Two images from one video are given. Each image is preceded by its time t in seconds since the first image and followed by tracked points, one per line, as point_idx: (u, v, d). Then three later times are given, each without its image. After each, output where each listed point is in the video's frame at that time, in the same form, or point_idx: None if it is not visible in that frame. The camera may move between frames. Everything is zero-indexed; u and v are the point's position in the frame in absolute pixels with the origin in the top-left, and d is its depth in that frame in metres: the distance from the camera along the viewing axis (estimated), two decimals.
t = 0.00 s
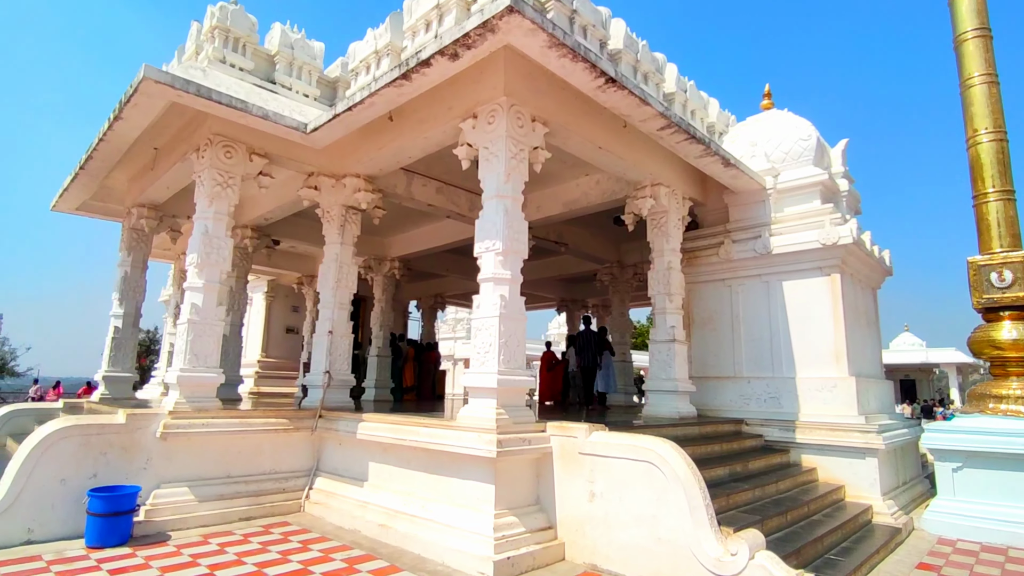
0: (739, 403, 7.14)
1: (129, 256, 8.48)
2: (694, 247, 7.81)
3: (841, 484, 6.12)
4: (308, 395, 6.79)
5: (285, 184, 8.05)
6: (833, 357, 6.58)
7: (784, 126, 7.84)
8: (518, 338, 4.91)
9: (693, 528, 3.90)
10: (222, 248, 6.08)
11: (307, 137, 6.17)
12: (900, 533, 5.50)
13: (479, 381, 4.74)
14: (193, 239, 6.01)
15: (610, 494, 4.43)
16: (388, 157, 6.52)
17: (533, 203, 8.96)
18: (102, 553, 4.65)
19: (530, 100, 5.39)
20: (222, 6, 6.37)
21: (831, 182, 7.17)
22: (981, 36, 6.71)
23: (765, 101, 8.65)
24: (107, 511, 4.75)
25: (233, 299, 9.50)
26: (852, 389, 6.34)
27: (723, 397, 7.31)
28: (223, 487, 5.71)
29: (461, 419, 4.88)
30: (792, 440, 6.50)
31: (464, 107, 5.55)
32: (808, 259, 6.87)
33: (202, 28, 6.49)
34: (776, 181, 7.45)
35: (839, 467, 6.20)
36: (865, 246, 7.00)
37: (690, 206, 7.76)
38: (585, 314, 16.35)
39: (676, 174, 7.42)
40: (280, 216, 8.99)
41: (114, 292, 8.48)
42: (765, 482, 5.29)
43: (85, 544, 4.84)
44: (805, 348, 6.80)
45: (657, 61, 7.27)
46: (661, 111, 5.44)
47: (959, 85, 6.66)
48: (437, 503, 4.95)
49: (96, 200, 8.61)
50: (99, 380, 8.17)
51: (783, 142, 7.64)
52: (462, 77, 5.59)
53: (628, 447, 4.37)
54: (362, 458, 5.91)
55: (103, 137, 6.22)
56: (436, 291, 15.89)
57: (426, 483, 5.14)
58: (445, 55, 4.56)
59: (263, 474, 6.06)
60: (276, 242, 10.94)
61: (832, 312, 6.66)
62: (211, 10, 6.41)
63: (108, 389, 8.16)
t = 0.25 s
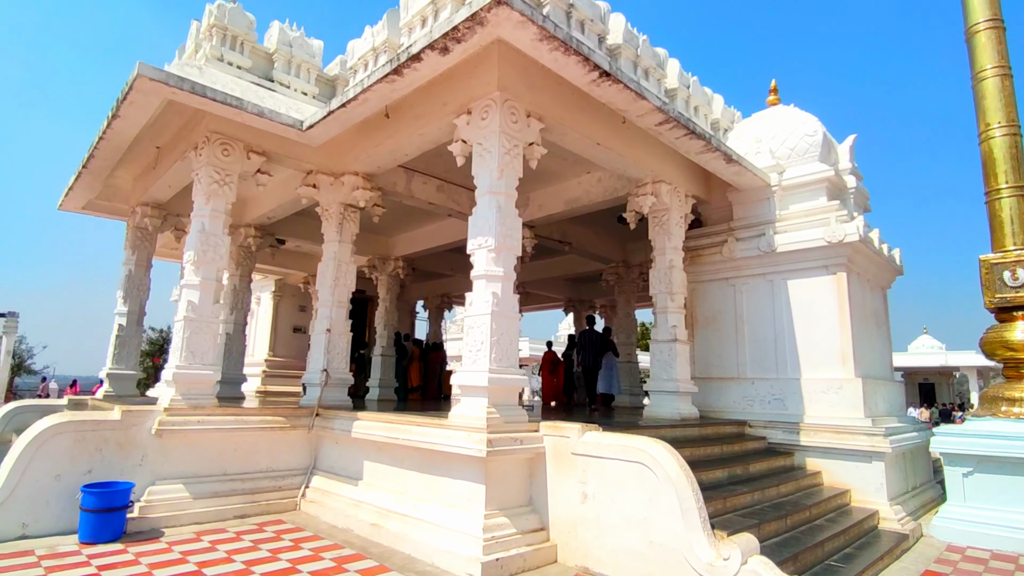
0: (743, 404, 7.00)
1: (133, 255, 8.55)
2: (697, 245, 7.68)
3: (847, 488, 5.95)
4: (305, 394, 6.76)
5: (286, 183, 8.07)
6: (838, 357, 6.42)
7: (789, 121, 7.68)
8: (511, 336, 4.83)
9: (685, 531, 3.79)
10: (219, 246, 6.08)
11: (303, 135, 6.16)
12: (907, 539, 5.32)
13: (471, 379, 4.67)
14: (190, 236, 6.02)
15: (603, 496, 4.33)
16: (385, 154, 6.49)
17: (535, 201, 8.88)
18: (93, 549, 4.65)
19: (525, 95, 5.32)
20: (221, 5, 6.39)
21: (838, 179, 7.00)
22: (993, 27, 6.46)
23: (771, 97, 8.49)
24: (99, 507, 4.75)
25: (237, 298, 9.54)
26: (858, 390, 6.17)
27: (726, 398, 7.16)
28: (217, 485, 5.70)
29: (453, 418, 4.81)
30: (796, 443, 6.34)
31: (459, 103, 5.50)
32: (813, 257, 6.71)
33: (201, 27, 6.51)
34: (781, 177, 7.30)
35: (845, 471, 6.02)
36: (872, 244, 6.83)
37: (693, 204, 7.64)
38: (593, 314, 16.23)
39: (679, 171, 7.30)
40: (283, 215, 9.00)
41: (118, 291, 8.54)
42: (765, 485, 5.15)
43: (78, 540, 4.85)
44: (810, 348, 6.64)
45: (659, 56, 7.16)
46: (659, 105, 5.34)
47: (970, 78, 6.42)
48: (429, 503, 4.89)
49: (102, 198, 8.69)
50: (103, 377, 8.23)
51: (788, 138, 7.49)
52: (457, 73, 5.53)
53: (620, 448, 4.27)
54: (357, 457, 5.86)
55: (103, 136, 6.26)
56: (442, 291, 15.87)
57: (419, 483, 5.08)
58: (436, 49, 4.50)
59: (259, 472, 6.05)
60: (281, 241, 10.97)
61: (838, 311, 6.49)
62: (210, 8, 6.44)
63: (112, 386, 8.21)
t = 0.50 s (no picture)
0: (745, 408, 6.84)
1: (137, 256, 8.62)
2: (699, 246, 7.53)
3: (850, 496, 5.77)
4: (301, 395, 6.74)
5: (285, 184, 8.07)
6: (843, 360, 6.24)
7: (794, 119, 7.51)
8: (500, 338, 4.75)
9: (673, 540, 3.68)
10: (213, 247, 6.08)
11: (297, 135, 6.14)
12: (912, 550, 5.14)
13: (458, 382, 4.60)
14: (185, 237, 6.03)
15: (591, 502, 4.23)
16: (380, 155, 6.45)
17: (536, 201, 8.79)
18: (81, 550, 4.66)
19: (516, 94, 5.24)
20: (216, 6, 6.40)
21: (843, 177, 6.82)
22: (1005, 20, 6.25)
23: (776, 94, 8.32)
24: (88, 508, 4.76)
25: (240, 299, 9.58)
26: (863, 395, 6.00)
27: (728, 402, 7.01)
28: (210, 486, 5.69)
29: (441, 421, 4.74)
30: (798, 448, 6.17)
31: (451, 102, 5.44)
32: (817, 258, 6.54)
33: (198, 29, 6.53)
34: (785, 176, 7.14)
35: (848, 478, 5.84)
36: (879, 244, 6.64)
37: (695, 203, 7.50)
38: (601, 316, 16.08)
39: (679, 170, 7.17)
40: (284, 216, 9.01)
41: (122, 292, 8.62)
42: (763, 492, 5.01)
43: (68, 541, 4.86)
44: (814, 351, 6.46)
45: (658, 53, 7.05)
46: (653, 103, 5.22)
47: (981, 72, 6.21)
48: (417, 507, 4.82)
49: (107, 200, 8.79)
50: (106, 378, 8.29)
51: (793, 136, 7.32)
52: (450, 72, 5.47)
53: (608, 453, 4.17)
54: (350, 459, 5.82)
55: (101, 138, 6.30)
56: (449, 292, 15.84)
57: (408, 487, 5.02)
58: (422, 47, 4.44)
59: (252, 474, 6.03)
60: (285, 243, 11.01)
61: (843, 314, 6.31)
62: (206, 10, 6.45)
63: (114, 387, 8.26)
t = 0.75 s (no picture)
0: (745, 410, 6.70)
1: (138, 257, 8.66)
2: (699, 245, 7.41)
3: (852, 501, 5.62)
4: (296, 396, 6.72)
5: (284, 184, 8.07)
6: (845, 362, 6.09)
7: (796, 115, 7.37)
8: (488, 338, 4.68)
9: (660, 545, 3.57)
10: (207, 247, 6.08)
11: (291, 135, 6.12)
12: (915, 557, 4.98)
13: (445, 383, 4.53)
14: (178, 237, 6.04)
15: (579, 505, 4.14)
16: (374, 154, 6.41)
17: (536, 201, 8.72)
18: (69, 550, 4.66)
19: (507, 90, 5.16)
20: (211, 6, 6.41)
21: (846, 174, 6.67)
22: (1014, 10, 6.02)
23: (780, 91, 8.17)
24: (76, 507, 4.77)
25: (240, 299, 9.60)
26: (866, 397, 5.84)
27: (729, 404, 6.87)
28: (202, 487, 5.68)
29: (429, 422, 4.68)
30: (799, 451, 6.03)
31: (442, 100, 5.38)
32: (818, 257, 6.40)
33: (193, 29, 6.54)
34: (786, 174, 6.99)
35: (850, 482, 5.69)
36: (882, 242, 6.48)
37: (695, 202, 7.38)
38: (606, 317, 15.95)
39: (678, 168, 7.06)
40: (284, 216, 9.03)
41: (123, 292, 8.67)
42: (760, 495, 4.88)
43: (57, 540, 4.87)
44: (816, 352, 6.31)
45: (656, 50, 6.94)
46: (647, 99, 5.13)
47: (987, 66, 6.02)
48: (405, 509, 4.76)
49: (109, 201, 8.85)
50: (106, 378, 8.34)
51: (795, 133, 7.18)
52: (441, 69, 5.42)
53: (597, 455, 4.07)
54: (342, 460, 5.77)
55: (97, 139, 6.34)
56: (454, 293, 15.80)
57: (397, 488, 4.96)
58: (408, 43, 4.39)
59: (245, 474, 6.01)
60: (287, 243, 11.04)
61: (845, 313, 6.16)
62: (201, 10, 6.46)
63: (115, 387, 8.30)
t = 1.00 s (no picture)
0: (742, 416, 6.55)
1: (134, 259, 8.68)
2: (696, 247, 7.29)
3: (850, 510, 5.45)
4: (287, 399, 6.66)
5: (278, 187, 8.06)
6: (844, 366, 5.93)
7: (794, 115, 7.23)
8: (471, 340, 4.59)
9: (639, 555, 3.45)
10: (195, 249, 6.05)
11: (279, 136, 6.09)
12: (914, 568, 4.80)
13: (427, 386, 4.45)
14: (167, 239, 6.02)
15: (560, 513, 4.03)
16: (364, 155, 6.37)
17: (531, 203, 8.63)
18: (49, 554, 4.62)
19: (493, 90, 5.10)
20: (201, 9, 6.42)
21: (845, 174, 6.52)
22: None
23: (779, 91, 8.04)
24: (58, 511, 4.71)
25: (237, 302, 9.59)
26: (864, 403, 5.67)
27: (726, 409, 6.72)
28: (188, 491, 5.63)
29: (411, 427, 4.60)
30: (796, 458, 5.86)
31: (428, 100, 5.32)
32: (816, 259, 6.24)
33: (184, 32, 6.56)
34: (784, 175, 6.85)
35: (848, 490, 5.52)
36: (882, 244, 6.32)
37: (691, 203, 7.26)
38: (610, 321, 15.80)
39: (673, 169, 6.95)
40: (281, 219, 9.02)
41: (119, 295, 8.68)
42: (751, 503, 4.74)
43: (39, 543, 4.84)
44: (814, 357, 6.16)
45: (650, 49, 6.85)
46: (635, 97, 5.03)
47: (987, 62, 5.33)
48: (387, 515, 4.68)
49: (106, 204, 8.90)
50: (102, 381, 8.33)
51: (792, 133, 7.04)
52: (427, 69, 5.37)
53: (578, 462, 3.96)
54: (329, 465, 5.70)
55: (89, 141, 6.35)
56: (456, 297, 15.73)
57: (380, 494, 4.88)
58: (389, 41, 4.33)
59: (232, 478, 5.96)
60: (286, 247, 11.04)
61: (844, 317, 6.00)
62: (192, 13, 6.48)
63: (110, 389, 8.30)
